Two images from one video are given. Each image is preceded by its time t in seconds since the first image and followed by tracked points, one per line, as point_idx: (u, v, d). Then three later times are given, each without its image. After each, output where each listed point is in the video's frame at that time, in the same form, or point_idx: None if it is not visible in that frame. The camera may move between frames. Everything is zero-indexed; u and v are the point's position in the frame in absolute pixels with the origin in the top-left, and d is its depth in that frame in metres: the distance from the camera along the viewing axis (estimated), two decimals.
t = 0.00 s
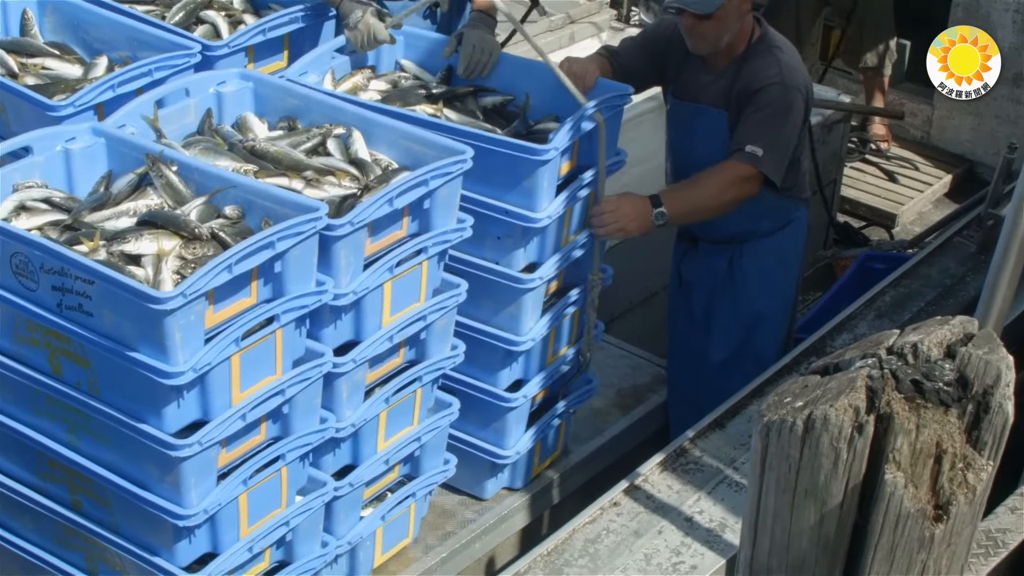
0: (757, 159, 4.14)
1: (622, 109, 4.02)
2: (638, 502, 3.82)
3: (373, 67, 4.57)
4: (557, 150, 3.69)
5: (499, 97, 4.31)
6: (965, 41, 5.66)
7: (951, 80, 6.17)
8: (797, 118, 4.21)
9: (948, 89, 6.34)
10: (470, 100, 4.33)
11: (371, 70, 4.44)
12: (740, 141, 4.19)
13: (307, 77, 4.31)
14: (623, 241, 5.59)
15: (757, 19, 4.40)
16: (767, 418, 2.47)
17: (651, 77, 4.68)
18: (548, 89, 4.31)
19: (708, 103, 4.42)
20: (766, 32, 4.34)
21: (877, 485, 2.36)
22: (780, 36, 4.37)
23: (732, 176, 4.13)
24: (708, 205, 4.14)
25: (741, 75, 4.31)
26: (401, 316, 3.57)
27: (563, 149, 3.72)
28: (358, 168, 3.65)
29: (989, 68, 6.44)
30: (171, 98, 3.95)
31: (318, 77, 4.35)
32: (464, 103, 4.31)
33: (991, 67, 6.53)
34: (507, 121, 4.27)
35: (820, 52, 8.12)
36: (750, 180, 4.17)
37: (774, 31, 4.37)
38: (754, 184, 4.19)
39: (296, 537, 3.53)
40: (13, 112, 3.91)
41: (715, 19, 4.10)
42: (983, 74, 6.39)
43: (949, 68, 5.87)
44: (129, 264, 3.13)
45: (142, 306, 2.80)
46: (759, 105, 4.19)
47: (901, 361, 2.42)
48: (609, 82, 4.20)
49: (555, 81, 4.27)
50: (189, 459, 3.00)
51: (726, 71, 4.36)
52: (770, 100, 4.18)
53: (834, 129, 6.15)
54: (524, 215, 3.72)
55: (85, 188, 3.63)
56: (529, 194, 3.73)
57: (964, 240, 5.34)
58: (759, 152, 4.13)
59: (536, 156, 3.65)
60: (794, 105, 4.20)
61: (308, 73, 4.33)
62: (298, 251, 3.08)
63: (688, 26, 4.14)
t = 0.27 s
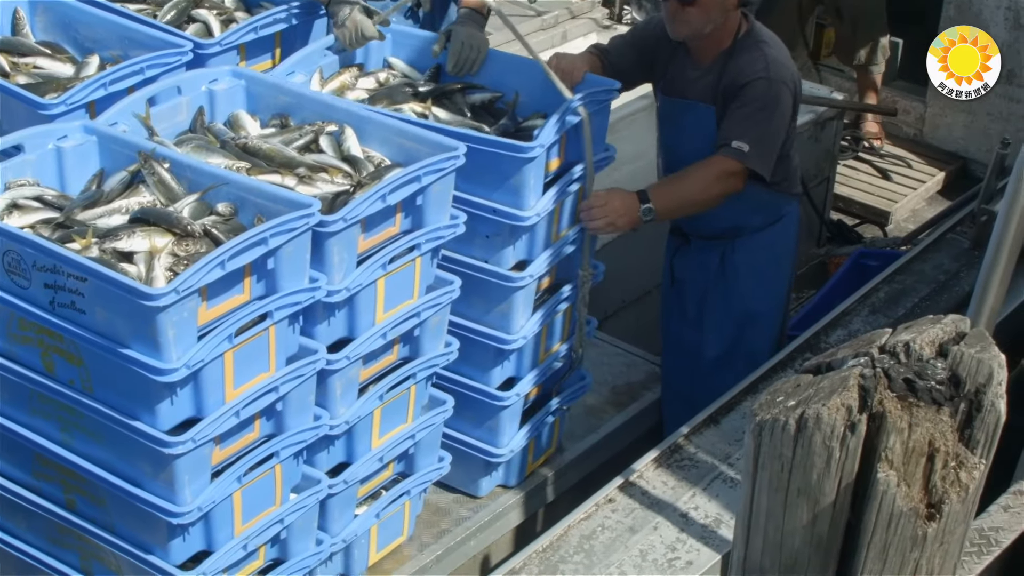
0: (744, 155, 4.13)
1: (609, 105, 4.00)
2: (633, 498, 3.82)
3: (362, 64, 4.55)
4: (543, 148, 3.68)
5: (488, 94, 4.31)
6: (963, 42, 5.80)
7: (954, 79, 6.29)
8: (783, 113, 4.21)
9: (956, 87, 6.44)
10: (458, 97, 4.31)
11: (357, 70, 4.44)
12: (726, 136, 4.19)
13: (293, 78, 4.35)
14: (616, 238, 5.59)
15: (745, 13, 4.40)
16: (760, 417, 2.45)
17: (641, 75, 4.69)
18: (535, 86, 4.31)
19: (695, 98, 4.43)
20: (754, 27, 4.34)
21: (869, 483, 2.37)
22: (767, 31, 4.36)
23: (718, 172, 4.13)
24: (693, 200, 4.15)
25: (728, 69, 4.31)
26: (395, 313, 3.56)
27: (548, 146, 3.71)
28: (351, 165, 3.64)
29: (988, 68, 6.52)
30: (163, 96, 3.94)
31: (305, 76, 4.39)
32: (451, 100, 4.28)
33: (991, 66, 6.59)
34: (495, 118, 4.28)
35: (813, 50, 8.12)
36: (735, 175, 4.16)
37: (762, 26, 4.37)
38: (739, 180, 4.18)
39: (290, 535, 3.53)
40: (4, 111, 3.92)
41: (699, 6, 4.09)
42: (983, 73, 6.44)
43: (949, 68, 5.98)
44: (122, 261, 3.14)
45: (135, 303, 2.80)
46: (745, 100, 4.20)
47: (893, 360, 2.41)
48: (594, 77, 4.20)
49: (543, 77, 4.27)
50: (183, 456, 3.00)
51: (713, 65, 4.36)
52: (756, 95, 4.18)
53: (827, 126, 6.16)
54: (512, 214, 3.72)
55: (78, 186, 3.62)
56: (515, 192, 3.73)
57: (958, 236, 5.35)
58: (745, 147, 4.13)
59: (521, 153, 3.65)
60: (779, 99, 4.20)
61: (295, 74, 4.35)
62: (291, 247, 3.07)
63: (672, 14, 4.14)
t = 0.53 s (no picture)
0: (730, 151, 4.15)
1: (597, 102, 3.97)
2: (632, 495, 3.82)
3: (351, 63, 4.55)
4: (529, 147, 3.66)
5: (476, 93, 4.28)
6: (964, 40, 5.80)
7: (955, 79, 6.29)
8: (772, 109, 4.22)
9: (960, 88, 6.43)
10: (444, 95, 4.29)
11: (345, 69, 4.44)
12: (713, 131, 4.20)
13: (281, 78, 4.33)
14: (614, 236, 5.59)
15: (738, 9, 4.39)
16: (756, 417, 2.46)
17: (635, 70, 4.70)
18: (523, 84, 4.31)
19: (686, 93, 4.44)
20: (746, 22, 4.33)
21: (866, 483, 2.37)
22: (760, 27, 4.36)
23: (703, 168, 4.14)
24: (676, 195, 4.14)
25: (718, 65, 4.31)
26: (392, 310, 3.56)
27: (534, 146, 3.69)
28: (347, 162, 3.64)
29: (989, 68, 6.50)
30: (159, 94, 3.93)
31: (293, 77, 4.38)
32: (438, 99, 4.27)
33: (992, 66, 6.57)
34: (484, 116, 4.24)
35: (810, 49, 8.13)
36: (719, 171, 4.18)
37: (754, 21, 4.36)
38: (722, 176, 4.20)
39: (288, 533, 3.53)
40: None
41: None
42: (983, 73, 6.42)
43: (949, 68, 6.01)
44: (118, 258, 3.13)
45: (131, 300, 2.80)
46: (734, 96, 4.21)
47: (890, 360, 2.42)
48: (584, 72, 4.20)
49: (531, 75, 4.26)
50: (180, 454, 3.00)
51: (704, 61, 4.37)
52: (745, 91, 4.19)
53: (824, 125, 6.17)
54: (500, 216, 3.72)
55: (74, 185, 3.61)
56: (501, 194, 3.72)
57: (956, 233, 5.36)
58: (732, 144, 4.14)
59: (507, 156, 3.64)
60: (769, 95, 4.20)
61: (283, 74, 4.33)
62: (288, 244, 3.07)
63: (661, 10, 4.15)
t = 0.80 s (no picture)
0: (715, 149, 4.13)
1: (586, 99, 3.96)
2: (624, 490, 3.83)
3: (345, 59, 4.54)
4: (515, 146, 3.64)
5: (468, 90, 4.29)
6: (963, 43, 6.85)
7: (953, 79, 7.01)
8: (759, 107, 4.21)
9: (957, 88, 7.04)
10: (435, 93, 4.30)
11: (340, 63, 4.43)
12: (696, 127, 4.17)
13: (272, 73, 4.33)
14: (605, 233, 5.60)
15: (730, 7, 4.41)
16: (746, 415, 2.45)
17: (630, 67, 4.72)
18: (514, 80, 4.31)
19: (678, 91, 4.46)
20: (737, 20, 4.35)
21: (856, 481, 2.38)
22: (752, 25, 4.37)
23: (689, 167, 4.11)
24: (662, 192, 4.12)
25: (708, 62, 4.32)
26: (382, 306, 3.56)
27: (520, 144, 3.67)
28: (336, 158, 3.63)
29: (989, 68, 6.91)
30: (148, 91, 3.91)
31: (284, 72, 4.38)
32: (429, 96, 4.28)
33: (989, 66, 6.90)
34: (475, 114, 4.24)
35: (800, 47, 8.14)
36: (704, 169, 4.16)
37: (746, 19, 4.38)
38: (706, 174, 4.18)
39: (279, 530, 3.52)
40: None
41: None
42: (983, 73, 6.93)
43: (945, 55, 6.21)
44: (107, 255, 3.12)
45: (120, 296, 2.79)
46: (720, 92, 4.20)
47: (880, 358, 2.42)
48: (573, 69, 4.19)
49: (522, 73, 4.26)
50: (170, 451, 2.99)
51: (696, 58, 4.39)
52: (731, 87, 4.18)
53: (813, 121, 6.17)
54: (486, 213, 3.72)
55: (63, 182, 3.60)
56: (488, 190, 3.72)
57: (947, 228, 5.37)
58: (716, 141, 4.12)
59: (492, 152, 3.63)
60: (756, 93, 4.20)
61: (274, 69, 4.33)
62: (277, 239, 3.07)
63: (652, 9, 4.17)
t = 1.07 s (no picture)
0: (717, 146, 4.13)
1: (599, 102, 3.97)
2: (616, 488, 3.83)
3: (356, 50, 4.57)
4: (528, 148, 3.63)
5: (479, 86, 4.29)
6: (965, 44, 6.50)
7: (954, 79, 6.73)
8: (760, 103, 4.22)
9: (961, 87, 6.75)
10: (446, 87, 4.31)
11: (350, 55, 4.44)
12: (700, 125, 4.17)
13: (283, 60, 4.28)
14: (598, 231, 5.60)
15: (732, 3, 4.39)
16: (736, 414, 2.46)
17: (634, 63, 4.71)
18: (527, 79, 4.29)
19: (681, 86, 4.47)
20: (739, 17, 4.33)
21: (846, 479, 2.38)
22: (755, 21, 4.34)
23: (693, 164, 4.11)
24: (668, 190, 4.11)
25: (710, 59, 4.32)
26: (373, 305, 3.56)
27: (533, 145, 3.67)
28: (327, 156, 3.63)
29: (990, 67, 6.62)
30: (138, 90, 3.90)
31: (296, 61, 4.35)
32: (440, 90, 4.28)
33: (990, 65, 6.60)
34: (485, 111, 4.24)
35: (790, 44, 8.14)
36: (707, 167, 4.16)
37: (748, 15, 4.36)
38: (711, 172, 4.18)
39: (271, 529, 3.52)
40: None
41: None
42: (983, 73, 6.65)
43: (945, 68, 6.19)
44: (97, 254, 3.11)
45: (110, 295, 2.78)
46: (722, 89, 4.20)
47: (870, 356, 2.43)
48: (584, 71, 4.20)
49: (536, 74, 4.25)
50: (161, 450, 2.98)
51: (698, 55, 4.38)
52: (734, 84, 4.18)
53: (804, 118, 6.18)
54: (495, 215, 3.69)
55: (52, 181, 3.59)
56: (501, 194, 3.70)
57: (938, 224, 5.38)
58: (719, 139, 4.12)
59: (508, 155, 3.61)
60: (757, 90, 4.21)
61: (284, 56, 4.28)
62: (267, 238, 3.06)
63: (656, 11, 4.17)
